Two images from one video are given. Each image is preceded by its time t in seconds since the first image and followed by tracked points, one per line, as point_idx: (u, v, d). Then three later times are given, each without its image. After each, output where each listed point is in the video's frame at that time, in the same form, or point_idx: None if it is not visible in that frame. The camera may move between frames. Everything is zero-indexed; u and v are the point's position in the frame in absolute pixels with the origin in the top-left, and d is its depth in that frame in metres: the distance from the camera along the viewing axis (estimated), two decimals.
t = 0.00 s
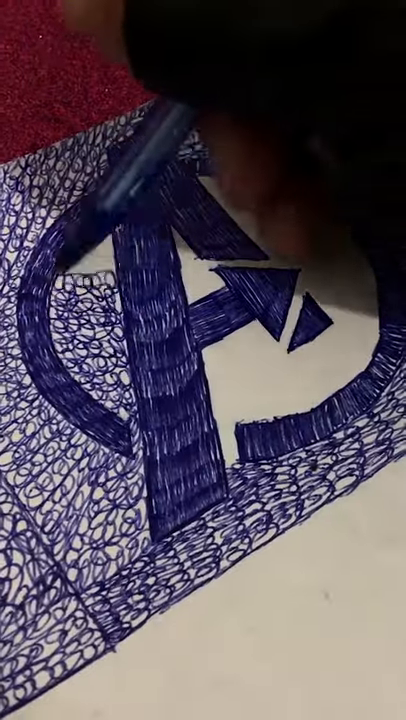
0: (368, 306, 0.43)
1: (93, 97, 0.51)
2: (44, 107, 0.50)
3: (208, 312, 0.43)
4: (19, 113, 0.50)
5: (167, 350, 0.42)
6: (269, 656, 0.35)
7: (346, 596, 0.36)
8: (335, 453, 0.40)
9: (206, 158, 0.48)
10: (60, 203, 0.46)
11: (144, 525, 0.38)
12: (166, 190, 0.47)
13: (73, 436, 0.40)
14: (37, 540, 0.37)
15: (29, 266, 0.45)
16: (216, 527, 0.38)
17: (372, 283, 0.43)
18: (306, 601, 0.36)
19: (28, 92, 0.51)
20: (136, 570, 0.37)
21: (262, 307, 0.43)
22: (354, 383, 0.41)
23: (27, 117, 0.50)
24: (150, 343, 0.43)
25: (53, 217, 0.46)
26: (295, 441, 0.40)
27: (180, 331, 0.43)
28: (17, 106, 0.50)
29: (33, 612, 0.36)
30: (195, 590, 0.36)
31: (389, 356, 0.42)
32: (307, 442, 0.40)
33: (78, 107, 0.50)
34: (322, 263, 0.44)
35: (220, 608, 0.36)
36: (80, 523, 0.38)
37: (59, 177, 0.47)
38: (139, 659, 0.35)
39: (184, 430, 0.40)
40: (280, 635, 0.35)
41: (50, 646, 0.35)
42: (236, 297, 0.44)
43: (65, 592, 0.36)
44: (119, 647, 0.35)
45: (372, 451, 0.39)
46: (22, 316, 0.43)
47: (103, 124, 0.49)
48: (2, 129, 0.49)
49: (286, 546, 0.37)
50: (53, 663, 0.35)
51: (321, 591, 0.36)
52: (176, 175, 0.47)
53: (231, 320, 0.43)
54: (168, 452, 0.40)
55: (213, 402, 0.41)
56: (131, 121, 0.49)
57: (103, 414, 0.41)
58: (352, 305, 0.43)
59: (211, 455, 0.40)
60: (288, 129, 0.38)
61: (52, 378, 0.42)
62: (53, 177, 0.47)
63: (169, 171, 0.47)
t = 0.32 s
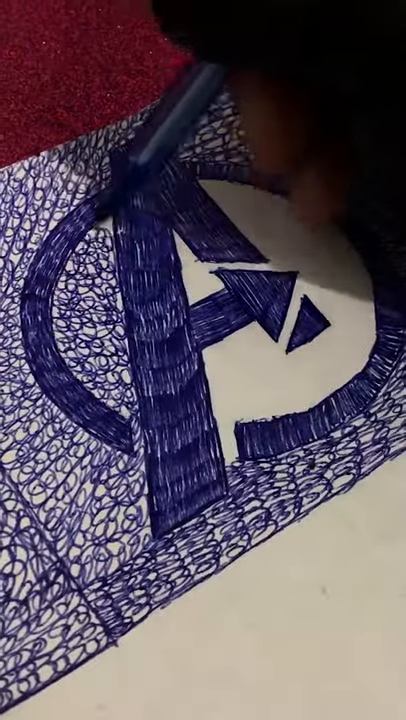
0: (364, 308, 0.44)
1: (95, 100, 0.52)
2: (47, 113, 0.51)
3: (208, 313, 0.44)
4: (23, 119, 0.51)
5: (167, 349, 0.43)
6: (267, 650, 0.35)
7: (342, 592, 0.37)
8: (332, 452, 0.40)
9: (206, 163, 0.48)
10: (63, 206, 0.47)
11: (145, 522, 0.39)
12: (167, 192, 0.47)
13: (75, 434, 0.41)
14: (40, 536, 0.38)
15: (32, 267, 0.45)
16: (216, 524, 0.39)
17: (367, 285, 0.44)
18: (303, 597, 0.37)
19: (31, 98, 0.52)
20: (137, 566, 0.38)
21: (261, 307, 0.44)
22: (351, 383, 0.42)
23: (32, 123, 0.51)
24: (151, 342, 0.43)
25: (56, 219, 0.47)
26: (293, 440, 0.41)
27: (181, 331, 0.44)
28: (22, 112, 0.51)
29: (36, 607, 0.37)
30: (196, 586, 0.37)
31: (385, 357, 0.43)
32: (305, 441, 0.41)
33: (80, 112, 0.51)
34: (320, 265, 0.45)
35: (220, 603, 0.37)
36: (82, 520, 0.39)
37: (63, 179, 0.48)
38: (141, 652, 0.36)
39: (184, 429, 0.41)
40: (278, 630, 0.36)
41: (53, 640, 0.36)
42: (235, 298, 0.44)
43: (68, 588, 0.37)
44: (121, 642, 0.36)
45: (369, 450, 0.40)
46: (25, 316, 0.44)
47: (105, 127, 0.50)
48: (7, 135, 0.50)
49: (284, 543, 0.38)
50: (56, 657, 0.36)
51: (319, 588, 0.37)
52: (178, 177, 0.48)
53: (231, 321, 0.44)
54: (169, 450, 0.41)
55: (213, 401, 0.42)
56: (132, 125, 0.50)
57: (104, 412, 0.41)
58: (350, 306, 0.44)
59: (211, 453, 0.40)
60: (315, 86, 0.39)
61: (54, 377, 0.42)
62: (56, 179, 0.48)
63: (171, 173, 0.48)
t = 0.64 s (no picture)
0: (362, 306, 0.44)
1: (98, 107, 0.52)
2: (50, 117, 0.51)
3: (207, 315, 0.45)
4: (27, 123, 0.51)
5: (168, 350, 0.44)
6: (265, 645, 0.36)
7: (339, 588, 0.37)
8: (330, 449, 0.41)
9: (206, 162, 0.48)
10: (65, 206, 0.48)
11: (146, 518, 0.40)
12: (167, 192, 0.48)
13: (77, 433, 0.42)
14: (43, 532, 0.39)
15: (34, 267, 0.46)
16: (216, 521, 0.40)
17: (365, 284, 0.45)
18: (301, 593, 0.37)
19: (35, 103, 0.52)
20: (138, 562, 0.39)
21: (261, 308, 0.45)
22: (348, 382, 0.42)
23: (36, 127, 0.51)
24: (152, 344, 0.44)
25: (59, 219, 0.47)
26: (291, 439, 0.41)
27: (181, 334, 0.44)
28: (25, 116, 0.52)
29: (39, 602, 0.38)
30: (195, 581, 0.38)
31: (382, 356, 0.43)
32: (303, 439, 0.41)
33: (83, 115, 0.51)
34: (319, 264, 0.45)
35: (219, 598, 0.37)
36: (84, 516, 0.40)
37: (65, 179, 0.48)
38: (141, 646, 0.36)
39: (184, 428, 0.42)
40: (275, 623, 0.37)
41: (55, 634, 0.37)
42: (235, 299, 0.45)
43: (70, 583, 0.38)
44: (122, 636, 0.37)
45: (366, 447, 0.41)
46: (28, 316, 0.45)
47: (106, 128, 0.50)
48: (11, 139, 0.51)
49: (282, 539, 0.39)
50: (59, 651, 0.36)
51: (316, 584, 0.37)
52: (179, 178, 0.48)
53: (231, 321, 0.44)
54: (169, 449, 0.41)
55: (213, 402, 0.42)
56: (133, 126, 0.50)
57: (106, 411, 0.42)
58: (349, 306, 0.44)
59: (210, 451, 0.41)
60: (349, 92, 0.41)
61: (57, 377, 0.43)
62: (58, 179, 0.48)
63: (172, 174, 0.48)
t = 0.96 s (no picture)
0: (359, 309, 0.45)
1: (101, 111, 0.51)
2: (53, 121, 0.51)
3: (207, 315, 0.46)
4: (31, 127, 0.51)
5: (169, 350, 0.45)
6: (262, 639, 0.37)
7: (336, 584, 0.38)
8: (327, 447, 0.42)
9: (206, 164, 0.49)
10: (68, 210, 0.49)
11: (147, 515, 0.41)
12: (168, 195, 0.49)
13: (80, 431, 0.42)
14: (47, 528, 0.40)
15: (38, 269, 0.47)
16: (215, 517, 0.40)
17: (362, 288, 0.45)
18: (299, 589, 0.38)
19: (39, 108, 0.52)
20: (139, 558, 0.40)
21: (259, 308, 0.46)
22: (345, 382, 0.43)
23: (39, 131, 0.51)
24: (153, 343, 0.45)
25: (62, 221, 0.48)
26: (289, 438, 0.42)
27: (182, 332, 0.45)
28: (29, 120, 0.52)
29: (43, 597, 0.39)
30: (196, 577, 0.39)
31: (379, 356, 0.44)
32: (301, 438, 0.42)
33: (86, 120, 0.51)
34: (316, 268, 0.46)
35: (219, 593, 0.38)
36: (87, 513, 0.41)
37: (67, 181, 0.50)
38: (142, 641, 0.37)
39: (185, 426, 0.42)
40: (272, 618, 0.37)
41: (58, 629, 0.38)
42: (234, 301, 0.46)
43: (73, 578, 0.39)
44: (124, 631, 0.37)
45: (363, 446, 0.41)
46: (32, 317, 0.46)
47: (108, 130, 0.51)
48: (15, 142, 0.51)
49: (281, 537, 0.39)
50: (62, 645, 0.37)
51: (313, 579, 0.38)
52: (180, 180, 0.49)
53: (230, 322, 0.45)
54: (170, 447, 0.42)
55: (213, 401, 0.43)
56: (135, 129, 0.51)
57: (108, 411, 0.43)
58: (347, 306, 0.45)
59: (210, 450, 0.42)
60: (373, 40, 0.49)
61: (60, 377, 0.44)
62: (61, 181, 0.50)
63: (172, 177, 0.49)
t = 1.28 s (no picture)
0: (354, 313, 0.46)
1: (102, 116, 0.53)
2: (56, 127, 0.52)
3: (207, 314, 0.47)
4: (34, 133, 0.52)
5: (170, 349, 0.46)
6: (262, 635, 0.38)
7: (334, 579, 0.39)
8: (325, 446, 0.43)
9: (206, 174, 0.51)
10: (71, 216, 0.50)
11: (148, 512, 0.41)
12: (169, 203, 0.50)
13: (82, 430, 0.43)
14: (50, 525, 0.41)
15: (42, 273, 0.48)
16: (215, 514, 0.41)
17: (359, 289, 0.46)
18: (297, 585, 0.39)
19: (42, 113, 0.53)
20: (141, 554, 0.40)
21: (258, 308, 0.47)
22: (342, 383, 0.44)
23: (42, 137, 0.52)
24: (154, 342, 0.46)
25: (65, 227, 0.49)
26: (288, 435, 0.43)
27: (182, 331, 0.46)
28: (32, 126, 0.53)
29: (46, 592, 0.39)
30: (196, 572, 0.40)
31: (375, 357, 0.45)
32: (299, 436, 0.43)
33: (88, 126, 0.52)
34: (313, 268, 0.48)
35: (219, 587, 0.39)
36: (89, 510, 0.41)
37: (71, 190, 0.50)
38: (144, 636, 0.38)
39: (185, 424, 0.43)
40: (271, 613, 0.38)
41: (61, 623, 0.39)
42: (233, 301, 0.47)
43: (76, 574, 0.40)
44: (126, 625, 0.38)
45: (359, 445, 0.42)
46: (36, 318, 0.47)
47: (111, 141, 0.52)
48: (19, 147, 0.52)
49: (280, 534, 0.40)
50: (65, 640, 0.38)
51: (311, 573, 0.39)
52: (181, 191, 0.50)
53: (230, 322, 0.46)
54: (171, 445, 0.43)
55: (213, 400, 0.44)
56: (136, 142, 0.52)
57: (110, 410, 0.44)
58: (344, 307, 0.46)
59: (210, 447, 0.43)
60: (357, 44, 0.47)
61: (63, 377, 0.45)
62: (65, 190, 0.50)
63: (173, 188, 0.50)
